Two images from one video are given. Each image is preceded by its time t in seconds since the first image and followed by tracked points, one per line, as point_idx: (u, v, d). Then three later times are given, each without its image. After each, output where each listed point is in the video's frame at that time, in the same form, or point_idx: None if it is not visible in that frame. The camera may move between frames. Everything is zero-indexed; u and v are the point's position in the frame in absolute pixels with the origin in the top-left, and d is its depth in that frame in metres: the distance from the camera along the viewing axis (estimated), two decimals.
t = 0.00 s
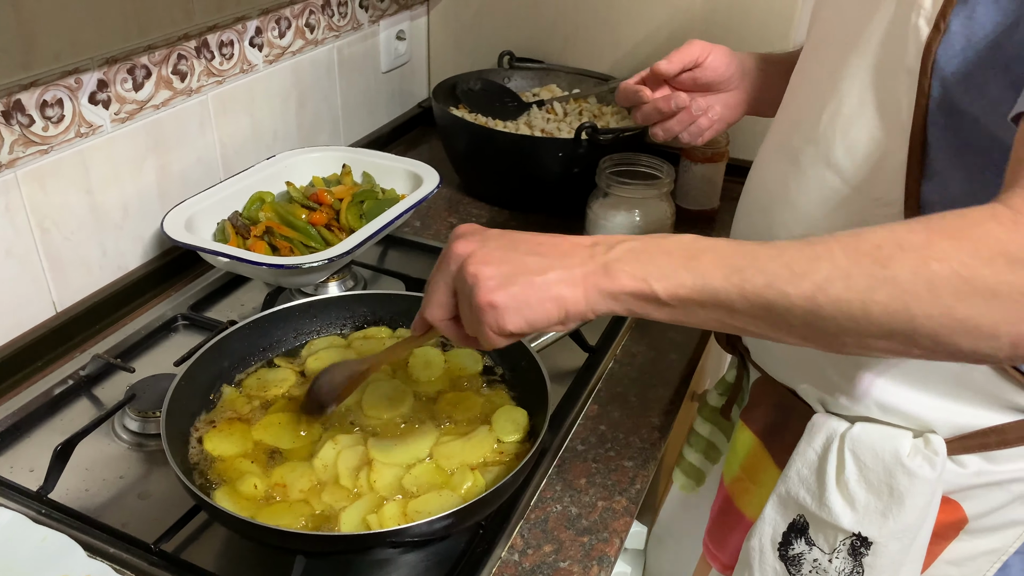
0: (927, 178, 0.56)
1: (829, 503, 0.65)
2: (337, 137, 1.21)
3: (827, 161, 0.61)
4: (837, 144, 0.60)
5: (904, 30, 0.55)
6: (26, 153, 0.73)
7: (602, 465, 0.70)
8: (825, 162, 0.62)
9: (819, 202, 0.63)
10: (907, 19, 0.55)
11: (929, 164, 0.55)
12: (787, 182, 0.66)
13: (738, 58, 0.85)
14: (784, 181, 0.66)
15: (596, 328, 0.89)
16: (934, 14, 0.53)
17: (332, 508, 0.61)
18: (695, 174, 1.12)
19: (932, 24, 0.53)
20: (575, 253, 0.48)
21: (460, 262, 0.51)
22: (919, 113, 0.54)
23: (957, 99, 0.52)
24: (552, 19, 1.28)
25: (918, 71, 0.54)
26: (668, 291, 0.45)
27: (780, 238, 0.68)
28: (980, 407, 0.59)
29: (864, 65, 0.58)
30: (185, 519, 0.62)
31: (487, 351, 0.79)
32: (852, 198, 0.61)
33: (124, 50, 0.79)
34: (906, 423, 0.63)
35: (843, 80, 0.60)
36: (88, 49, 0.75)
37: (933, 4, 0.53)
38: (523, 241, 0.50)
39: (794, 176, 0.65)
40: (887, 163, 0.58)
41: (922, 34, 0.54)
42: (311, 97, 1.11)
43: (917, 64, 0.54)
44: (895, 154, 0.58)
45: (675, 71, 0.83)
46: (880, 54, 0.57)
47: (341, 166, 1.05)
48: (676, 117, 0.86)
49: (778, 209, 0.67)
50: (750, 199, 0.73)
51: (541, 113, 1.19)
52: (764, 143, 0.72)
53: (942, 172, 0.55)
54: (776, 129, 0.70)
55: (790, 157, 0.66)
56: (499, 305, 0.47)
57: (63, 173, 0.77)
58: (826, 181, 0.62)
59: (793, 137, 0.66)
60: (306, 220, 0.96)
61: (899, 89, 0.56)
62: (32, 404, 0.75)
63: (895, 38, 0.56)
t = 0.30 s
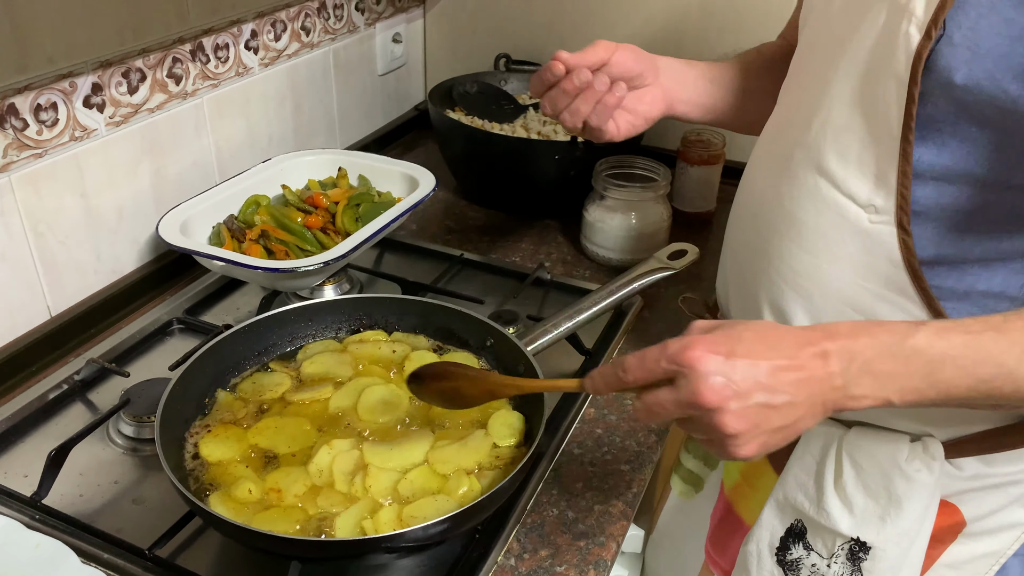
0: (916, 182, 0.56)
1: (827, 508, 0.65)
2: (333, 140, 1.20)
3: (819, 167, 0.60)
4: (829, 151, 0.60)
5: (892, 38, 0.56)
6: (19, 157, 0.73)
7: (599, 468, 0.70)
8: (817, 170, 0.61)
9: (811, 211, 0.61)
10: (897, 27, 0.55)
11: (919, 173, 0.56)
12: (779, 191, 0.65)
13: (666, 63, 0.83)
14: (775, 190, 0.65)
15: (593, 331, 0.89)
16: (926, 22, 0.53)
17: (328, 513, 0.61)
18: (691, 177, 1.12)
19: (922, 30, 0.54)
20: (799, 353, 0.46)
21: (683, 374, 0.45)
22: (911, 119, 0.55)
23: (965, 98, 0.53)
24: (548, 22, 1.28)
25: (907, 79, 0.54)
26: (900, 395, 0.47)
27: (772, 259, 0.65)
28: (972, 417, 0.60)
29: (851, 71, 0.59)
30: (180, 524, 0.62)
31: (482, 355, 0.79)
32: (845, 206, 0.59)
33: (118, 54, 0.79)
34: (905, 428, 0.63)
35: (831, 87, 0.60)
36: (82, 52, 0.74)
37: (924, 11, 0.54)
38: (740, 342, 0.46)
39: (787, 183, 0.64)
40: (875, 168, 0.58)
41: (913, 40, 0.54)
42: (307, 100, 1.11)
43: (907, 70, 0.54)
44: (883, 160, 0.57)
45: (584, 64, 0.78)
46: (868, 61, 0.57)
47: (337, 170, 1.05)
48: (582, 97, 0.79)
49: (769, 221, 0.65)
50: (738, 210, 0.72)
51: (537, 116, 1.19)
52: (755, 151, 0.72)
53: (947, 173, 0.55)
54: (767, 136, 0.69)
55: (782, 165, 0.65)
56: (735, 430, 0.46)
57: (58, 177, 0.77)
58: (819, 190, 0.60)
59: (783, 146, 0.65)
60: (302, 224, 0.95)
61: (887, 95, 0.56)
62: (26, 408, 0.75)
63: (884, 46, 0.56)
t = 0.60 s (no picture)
0: (949, 199, 0.57)
1: (863, 524, 0.65)
2: (331, 143, 1.20)
3: (840, 180, 0.60)
4: (851, 163, 0.60)
5: (922, 48, 0.56)
6: (17, 160, 0.73)
7: (597, 471, 0.70)
8: (838, 182, 0.61)
9: (828, 220, 0.61)
10: (925, 36, 0.55)
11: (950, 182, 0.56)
12: (791, 202, 0.65)
13: (620, 27, 0.80)
14: (788, 202, 0.65)
15: (591, 333, 0.89)
16: (960, 32, 0.54)
17: (326, 516, 0.61)
18: (689, 179, 1.12)
19: (956, 39, 0.54)
20: (864, 373, 0.50)
21: (760, 393, 0.49)
22: (945, 129, 0.55)
23: (1003, 108, 0.54)
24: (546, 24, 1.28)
25: (941, 89, 0.55)
26: (955, 409, 0.52)
27: (790, 273, 0.65)
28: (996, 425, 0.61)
29: (877, 82, 0.58)
30: (178, 527, 0.62)
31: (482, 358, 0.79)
32: (872, 221, 0.59)
33: (117, 57, 0.79)
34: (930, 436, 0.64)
35: (852, 98, 0.59)
36: (80, 56, 0.74)
37: (957, 21, 0.54)
38: (812, 363, 0.49)
39: (801, 198, 0.64)
40: (903, 180, 0.58)
41: (946, 50, 0.54)
42: (305, 103, 1.11)
43: (940, 82, 0.55)
44: (910, 173, 0.57)
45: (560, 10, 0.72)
46: (896, 71, 0.57)
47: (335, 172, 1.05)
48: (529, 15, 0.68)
49: (784, 236, 0.65)
50: (743, 217, 0.72)
51: (536, 118, 1.19)
52: (758, 159, 0.72)
53: (981, 188, 0.56)
54: (769, 144, 0.70)
55: (795, 177, 0.64)
56: (806, 446, 0.50)
57: (55, 180, 0.77)
58: (840, 206, 0.61)
59: (793, 157, 0.65)
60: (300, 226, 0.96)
61: (918, 108, 0.56)
62: (24, 412, 0.75)
63: (912, 57, 0.56)
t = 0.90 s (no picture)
0: (958, 206, 0.57)
1: (880, 534, 0.65)
2: (331, 147, 1.21)
3: (848, 192, 0.60)
4: (858, 173, 0.60)
5: (930, 55, 0.56)
6: (17, 164, 0.73)
7: (597, 474, 0.70)
8: (848, 195, 0.60)
9: (842, 237, 0.61)
10: (934, 44, 0.55)
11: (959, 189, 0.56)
12: (799, 211, 0.65)
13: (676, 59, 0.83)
14: (795, 210, 0.65)
15: (590, 336, 0.89)
16: (969, 40, 0.54)
17: (325, 520, 0.61)
18: (687, 182, 1.12)
19: (964, 48, 0.54)
20: (858, 381, 0.50)
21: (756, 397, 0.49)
22: (955, 138, 0.55)
23: (1011, 118, 0.54)
24: (544, 28, 1.29)
25: (950, 98, 0.55)
26: (940, 417, 0.52)
27: (799, 284, 0.65)
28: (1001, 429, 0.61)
29: (886, 90, 0.58)
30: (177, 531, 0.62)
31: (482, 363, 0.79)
32: (882, 231, 0.59)
33: (116, 61, 0.79)
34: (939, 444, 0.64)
35: (862, 107, 0.60)
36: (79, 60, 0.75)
37: (963, 29, 0.54)
38: (808, 370, 0.50)
39: (809, 206, 0.64)
40: (912, 190, 0.58)
41: (955, 59, 0.54)
42: (304, 107, 1.11)
43: (950, 90, 0.55)
44: (920, 182, 0.58)
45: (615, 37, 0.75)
46: (904, 80, 0.57)
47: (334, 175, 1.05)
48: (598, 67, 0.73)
49: (790, 243, 0.65)
50: (747, 222, 0.72)
51: (535, 122, 1.19)
52: (761, 164, 0.72)
53: (991, 196, 0.56)
54: (773, 150, 0.70)
55: (804, 184, 0.64)
56: (795, 452, 0.51)
57: (54, 184, 0.77)
58: (849, 216, 0.60)
59: (799, 163, 0.65)
60: (299, 230, 0.95)
61: (927, 118, 0.56)
62: (23, 416, 0.75)
63: (920, 64, 0.56)
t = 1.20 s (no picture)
0: (946, 211, 0.57)
1: (869, 536, 0.65)
2: (329, 155, 1.21)
3: (839, 198, 0.61)
4: (850, 180, 0.60)
5: (916, 63, 0.56)
6: (16, 174, 0.73)
7: (594, 483, 0.70)
8: (839, 201, 0.61)
9: (835, 241, 0.61)
10: (917, 53, 0.56)
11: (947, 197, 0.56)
12: (792, 218, 0.65)
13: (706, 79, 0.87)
14: (789, 217, 0.65)
15: (588, 343, 0.89)
16: (950, 50, 0.54)
17: (322, 529, 0.61)
18: (684, 190, 1.13)
19: (948, 57, 0.54)
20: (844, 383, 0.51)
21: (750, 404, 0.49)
22: (940, 146, 0.55)
23: (993, 126, 0.53)
24: (542, 36, 1.29)
25: (935, 106, 0.55)
26: (924, 420, 0.52)
27: (793, 294, 0.65)
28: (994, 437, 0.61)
29: (871, 99, 0.59)
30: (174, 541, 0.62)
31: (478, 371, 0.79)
32: (873, 237, 0.59)
33: (115, 71, 0.80)
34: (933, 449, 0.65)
35: (849, 114, 0.60)
36: (78, 71, 0.75)
37: (947, 39, 0.54)
38: (794, 373, 0.50)
39: (802, 212, 0.64)
40: (901, 196, 0.58)
41: (937, 68, 0.55)
42: (303, 115, 1.12)
43: (934, 99, 0.55)
44: (909, 188, 0.58)
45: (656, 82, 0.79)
46: (893, 88, 0.58)
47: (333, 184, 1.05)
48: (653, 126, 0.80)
49: (785, 250, 0.66)
50: (743, 229, 0.73)
51: (532, 130, 1.20)
52: (756, 172, 0.73)
53: (979, 203, 0.56)
54: (769, 158, 0.70)
55: (797, 192, 0.65)
56: (780, 451, 0.51)
57: (53, 194, 0.77)
58: (840, 222, 0.61)
59: (793, 170, 0.66)
60: (297, 239, 0.96)
61: (913, 125, 0.56)
62: (22, 425, 0.75)
63: (908, 71, 0.57)
